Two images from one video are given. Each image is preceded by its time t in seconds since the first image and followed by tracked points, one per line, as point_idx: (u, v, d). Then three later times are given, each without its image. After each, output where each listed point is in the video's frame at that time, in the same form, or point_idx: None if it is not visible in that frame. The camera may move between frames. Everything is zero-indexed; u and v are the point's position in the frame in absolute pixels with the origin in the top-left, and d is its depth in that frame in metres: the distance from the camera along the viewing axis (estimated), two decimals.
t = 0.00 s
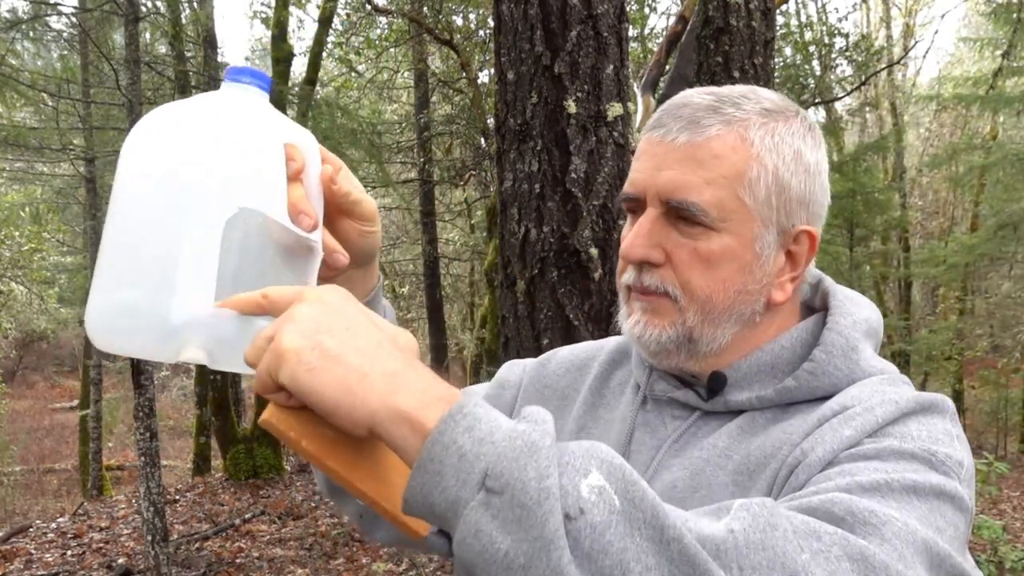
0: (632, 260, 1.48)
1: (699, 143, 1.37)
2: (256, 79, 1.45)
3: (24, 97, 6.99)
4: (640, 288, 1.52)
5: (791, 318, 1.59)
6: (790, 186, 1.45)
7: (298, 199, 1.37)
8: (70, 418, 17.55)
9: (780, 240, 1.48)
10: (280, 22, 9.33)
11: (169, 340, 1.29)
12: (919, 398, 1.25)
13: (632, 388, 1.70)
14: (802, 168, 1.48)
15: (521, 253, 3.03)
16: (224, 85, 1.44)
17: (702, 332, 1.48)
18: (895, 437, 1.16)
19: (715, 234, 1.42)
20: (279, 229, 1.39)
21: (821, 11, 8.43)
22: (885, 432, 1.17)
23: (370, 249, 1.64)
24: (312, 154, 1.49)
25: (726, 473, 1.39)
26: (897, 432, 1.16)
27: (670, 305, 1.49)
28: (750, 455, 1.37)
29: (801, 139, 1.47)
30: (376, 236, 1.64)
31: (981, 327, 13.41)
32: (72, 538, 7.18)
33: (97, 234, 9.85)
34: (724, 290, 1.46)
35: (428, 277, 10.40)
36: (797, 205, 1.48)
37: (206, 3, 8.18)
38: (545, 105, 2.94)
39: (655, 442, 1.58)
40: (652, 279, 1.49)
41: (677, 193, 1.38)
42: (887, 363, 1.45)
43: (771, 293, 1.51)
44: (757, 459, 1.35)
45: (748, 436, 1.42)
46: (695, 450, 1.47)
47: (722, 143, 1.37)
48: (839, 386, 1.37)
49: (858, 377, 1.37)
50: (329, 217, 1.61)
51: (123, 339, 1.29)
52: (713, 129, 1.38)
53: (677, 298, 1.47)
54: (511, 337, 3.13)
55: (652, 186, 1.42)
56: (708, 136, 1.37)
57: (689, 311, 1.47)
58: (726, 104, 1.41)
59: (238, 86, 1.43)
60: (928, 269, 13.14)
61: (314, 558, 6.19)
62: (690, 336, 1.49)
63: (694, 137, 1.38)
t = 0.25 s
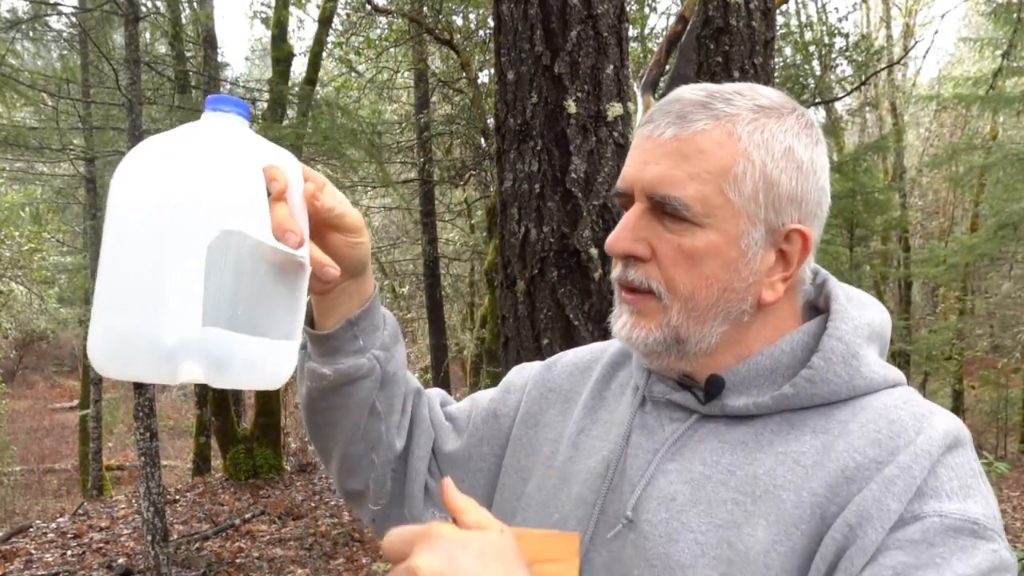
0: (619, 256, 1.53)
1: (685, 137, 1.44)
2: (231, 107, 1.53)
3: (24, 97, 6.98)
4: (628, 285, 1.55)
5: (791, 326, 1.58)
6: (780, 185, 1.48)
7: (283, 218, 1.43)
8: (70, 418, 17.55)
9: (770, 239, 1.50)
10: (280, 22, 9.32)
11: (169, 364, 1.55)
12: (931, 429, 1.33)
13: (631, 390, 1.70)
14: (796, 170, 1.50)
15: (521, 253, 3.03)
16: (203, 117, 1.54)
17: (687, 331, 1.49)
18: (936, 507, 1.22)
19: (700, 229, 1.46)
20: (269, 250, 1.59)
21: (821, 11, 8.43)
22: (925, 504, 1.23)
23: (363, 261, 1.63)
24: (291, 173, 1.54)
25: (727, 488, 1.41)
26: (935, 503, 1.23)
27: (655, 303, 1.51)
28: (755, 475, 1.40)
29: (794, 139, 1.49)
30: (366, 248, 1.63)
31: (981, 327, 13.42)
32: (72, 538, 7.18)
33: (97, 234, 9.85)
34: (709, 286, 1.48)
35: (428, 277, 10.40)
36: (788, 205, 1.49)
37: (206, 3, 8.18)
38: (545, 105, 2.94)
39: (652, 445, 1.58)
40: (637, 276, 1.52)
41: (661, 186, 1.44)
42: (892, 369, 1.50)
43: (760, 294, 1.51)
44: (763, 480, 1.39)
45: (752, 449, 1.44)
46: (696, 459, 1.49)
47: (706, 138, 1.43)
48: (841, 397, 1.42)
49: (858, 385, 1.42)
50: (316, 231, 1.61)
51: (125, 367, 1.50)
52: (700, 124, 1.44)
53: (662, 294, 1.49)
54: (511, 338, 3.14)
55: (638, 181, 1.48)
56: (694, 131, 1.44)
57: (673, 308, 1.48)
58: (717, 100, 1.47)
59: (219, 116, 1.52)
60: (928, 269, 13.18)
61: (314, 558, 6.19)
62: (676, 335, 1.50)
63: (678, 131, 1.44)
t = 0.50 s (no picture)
0: (610, 259, 1.53)
1: (673, 138, 1.44)
2: (200, 129, 1.59)
3: (24, 97, 6.99)
4: (621, 289, 1.55)
5: (791, 329, 1.58)
6: (773, 185, 1.47)
7: (258, 234, 1.45)
8: (70, 418, 17.54)
9: (763, 241, 1.49)
10: (279, 22, 9.33)
11: (151, 387, 1.59)
12: (950, 450, 1.35)
13: (634, 390, 1.69)
14: (789, 168, 1.49)
15: (521, 253, 3.03)
16: (173, 141, 1.59)
17: (681, 335, 1.49)
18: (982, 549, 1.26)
19: (691, 232, 1.46)
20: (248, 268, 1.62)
21: (821, 11, 8.43)
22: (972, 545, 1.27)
23: (346, 268, 1.63)
24: (264, 191, 1.58)
25: (734, 498, 1.43)
26: (994, 546, 1.27)
27: (648, 307, 1.51)
28: (763, 486, 1.41)
29: (788, 136, 1.49)
30: (347, 253, 1.63)
31: (981, 327, 13.45)
32: (72, 538, 7.19)
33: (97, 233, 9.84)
34: (701, 290, 1.48)
35: (427, 277, 10.40)
36: (782, 205, 1.49)
37: (206, 4, 8.20)
38: (545, 105, 2.94)
39: (656, 448, 1.57)
40: (630, 279, 1.52)
41: (650, 189, 1.45)
42: (901, 375, 1.51)
43: (754, 296, 1.51)
44: (772, 490, 1.40)
45: (760, 457, 1.45)
46: (703, 466, 1.50)
47: (695, 137, 1.43)
48: (849, 405, 1.44)
49: (867, 394, 1.43)
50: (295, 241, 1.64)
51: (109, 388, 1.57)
52: (688, 124, 1.44)
53: (654, 298, 1.50)
54: (511, 338, 3.14)
55: (629, 183, 1.48)
56: (682, 131, 1.44)
57: (666, 312, 1.49)
58: (707, 98, 1.47)
59: (187, 140, 1.57)
60: (928, 270, 13.18)
61: (314, 558, 6.19)
62: (670, 338, 1.50)
63: (665, 132, 1.45)
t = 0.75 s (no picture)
0: (606, 270, 1.54)
1: (662, 146, 1.43)
2: (207, 129, 1.64)
3: (24, 97, 7.00)
4: (618, 299, 1.56)
5: (795, 333, 1.57)
6: (768, 189, 1.45)
7: (234, 241, 1.57)
8: (70, 418, 17.55)
9: (759, 247, 1.48)
10: (280, 22, 9.33)
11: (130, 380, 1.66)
12: (962, 466, 1.34)
13: (636, 394, 1.70)
14: (785, 170, 1.46)
15: (521, 253, 3.04)
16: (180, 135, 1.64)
17: (678, 344, 1.50)
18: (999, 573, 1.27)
19: (683, 241, 1.46)
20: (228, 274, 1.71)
21: (821, 11, 8.43)
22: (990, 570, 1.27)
23: (333, 283, 1.62)
24: (253, 199, 1.64)
25: (738, 509, 1.42)
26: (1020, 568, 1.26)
27: (645, 317, 1.52)
28: (769, 497, 1.41)
29: (783, 136, 1.46)
30: (334, 269, 1.62)
31: (981, 328, 13.46)
32: (72, 538, 7.19)
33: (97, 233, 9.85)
34: (696, 299, 1.48)
35: (427, 277, 10.40)
36: (778, 209, 1.47)
37: (206, 4, 8.21)
38: (545, 105, 2.95)
39: (658, 455, 1.57)
40: (625, 288, 1.53)
41: (641, 199, 1.45)
42: (910, 382, 1.50)
43: (750, 303, 1.50)
44: (778, 502, 1.39)
45: (765, 467, 1.44)
46: (705, 474, 1.49)
47: (685, 144, 1.42)
48: (857, 414, 1.42)
49: (875, 404, 1.42)
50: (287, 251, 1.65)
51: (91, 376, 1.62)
52: (678, 131, 1.43)
53: (650, 309, 1.50)
54: (511, 338, 3.15)
55: (620, 193, 1.49)
56: (671, 139, 1.43)
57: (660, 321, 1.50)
58: (697, 102, 1.45)
59: (193, 137, 1.62)
60: (928, 270, 13.18)
61: (314, 558, 6.19)
62: (666, 348, 1.51)
63: (653, 140, 1.44)
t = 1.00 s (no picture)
0: (599, 275, 1.55)
1: (654, 150, 1.43)
2: (190, 127, 1.64)
3: (24, 97, 7.01)
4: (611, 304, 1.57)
5: (794, 338, 1.57)
6: (761, 193, 1.44)
7: (225, 238, 1.60)
8: (70, 418, 17.56)
9: (753, 252, 1.48)
10: (280, 22, 9.32)
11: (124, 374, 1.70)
12: (968, 484, 1.33)
13: (635, 399, 1.69)
14: (781, 173, 1.45)
15: (521, 254, 3.04)
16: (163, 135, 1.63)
17: (671, 350, 1.50)
18: None
19: (676, 246, 1.46)
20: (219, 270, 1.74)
21: (821, 11, 8.42)
22: None
23: (324, 275, 1.65)
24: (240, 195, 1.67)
25: (738, 522, 1.41)
26: None
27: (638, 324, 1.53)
28: (770, 511, 1.40)
29: (779, 138, 1.44)
30: (322, 261, 1.65)
31: (981, 328, 13.47)
32: (72, 538, 7.19)
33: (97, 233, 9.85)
34: (689, 305, 1.48)
35: (427, 277, 10.40)
36: (772, 213, 1.46)
37: (205, 4, 8.21)
38: (545, 105, 2.95)
39: (657, 464, 1.56)
40: (616, 293, 1.54)
41: (632, 204, 1.45)
42: (914, 391, 1.48)
43: (744, 309, 1.50)
44: (779, 517, 1.38)
45: (766, 480, 1.43)
46: (705, 485, 1.49)
47: (678, 149, 1.41)
48: (860, 427, 1.41)
49: (879, 416, 1.40)
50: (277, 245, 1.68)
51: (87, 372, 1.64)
52: (669, 135, 1.42)
53: (643, 315, 1.51)
54: (511, 338, 3.15)
55: (613, 198, 1.49)
56: (663, 142, 1.42)
57: (653, 328, 1.50)
58: (689, 104, 1.44)
59: (176, 135, 1.62)
60: (928, 270, 13.18)
61: (314, 558, 6.19)
62: (658, 354, 1.52)
63: (646, 144, 1.44)
